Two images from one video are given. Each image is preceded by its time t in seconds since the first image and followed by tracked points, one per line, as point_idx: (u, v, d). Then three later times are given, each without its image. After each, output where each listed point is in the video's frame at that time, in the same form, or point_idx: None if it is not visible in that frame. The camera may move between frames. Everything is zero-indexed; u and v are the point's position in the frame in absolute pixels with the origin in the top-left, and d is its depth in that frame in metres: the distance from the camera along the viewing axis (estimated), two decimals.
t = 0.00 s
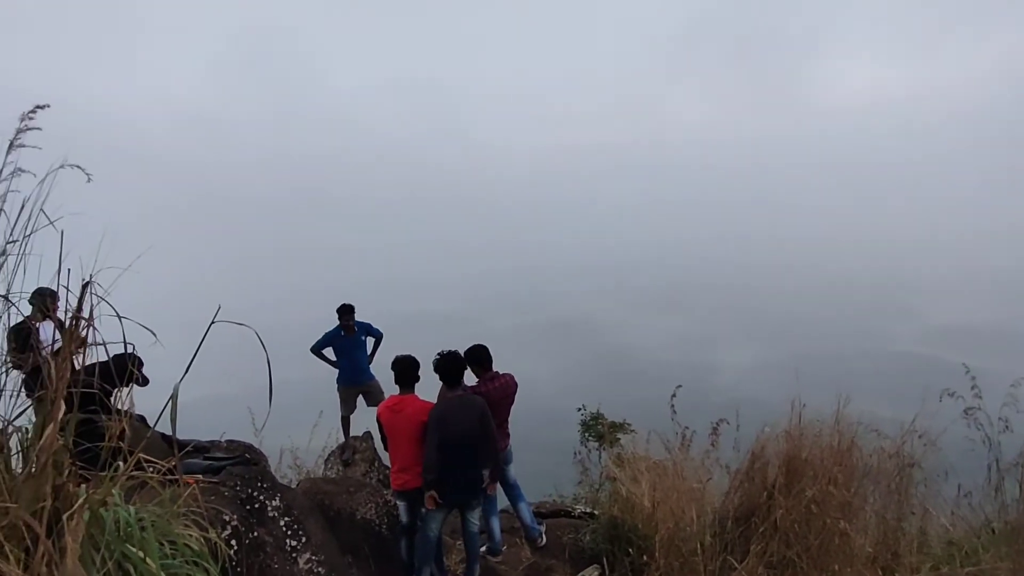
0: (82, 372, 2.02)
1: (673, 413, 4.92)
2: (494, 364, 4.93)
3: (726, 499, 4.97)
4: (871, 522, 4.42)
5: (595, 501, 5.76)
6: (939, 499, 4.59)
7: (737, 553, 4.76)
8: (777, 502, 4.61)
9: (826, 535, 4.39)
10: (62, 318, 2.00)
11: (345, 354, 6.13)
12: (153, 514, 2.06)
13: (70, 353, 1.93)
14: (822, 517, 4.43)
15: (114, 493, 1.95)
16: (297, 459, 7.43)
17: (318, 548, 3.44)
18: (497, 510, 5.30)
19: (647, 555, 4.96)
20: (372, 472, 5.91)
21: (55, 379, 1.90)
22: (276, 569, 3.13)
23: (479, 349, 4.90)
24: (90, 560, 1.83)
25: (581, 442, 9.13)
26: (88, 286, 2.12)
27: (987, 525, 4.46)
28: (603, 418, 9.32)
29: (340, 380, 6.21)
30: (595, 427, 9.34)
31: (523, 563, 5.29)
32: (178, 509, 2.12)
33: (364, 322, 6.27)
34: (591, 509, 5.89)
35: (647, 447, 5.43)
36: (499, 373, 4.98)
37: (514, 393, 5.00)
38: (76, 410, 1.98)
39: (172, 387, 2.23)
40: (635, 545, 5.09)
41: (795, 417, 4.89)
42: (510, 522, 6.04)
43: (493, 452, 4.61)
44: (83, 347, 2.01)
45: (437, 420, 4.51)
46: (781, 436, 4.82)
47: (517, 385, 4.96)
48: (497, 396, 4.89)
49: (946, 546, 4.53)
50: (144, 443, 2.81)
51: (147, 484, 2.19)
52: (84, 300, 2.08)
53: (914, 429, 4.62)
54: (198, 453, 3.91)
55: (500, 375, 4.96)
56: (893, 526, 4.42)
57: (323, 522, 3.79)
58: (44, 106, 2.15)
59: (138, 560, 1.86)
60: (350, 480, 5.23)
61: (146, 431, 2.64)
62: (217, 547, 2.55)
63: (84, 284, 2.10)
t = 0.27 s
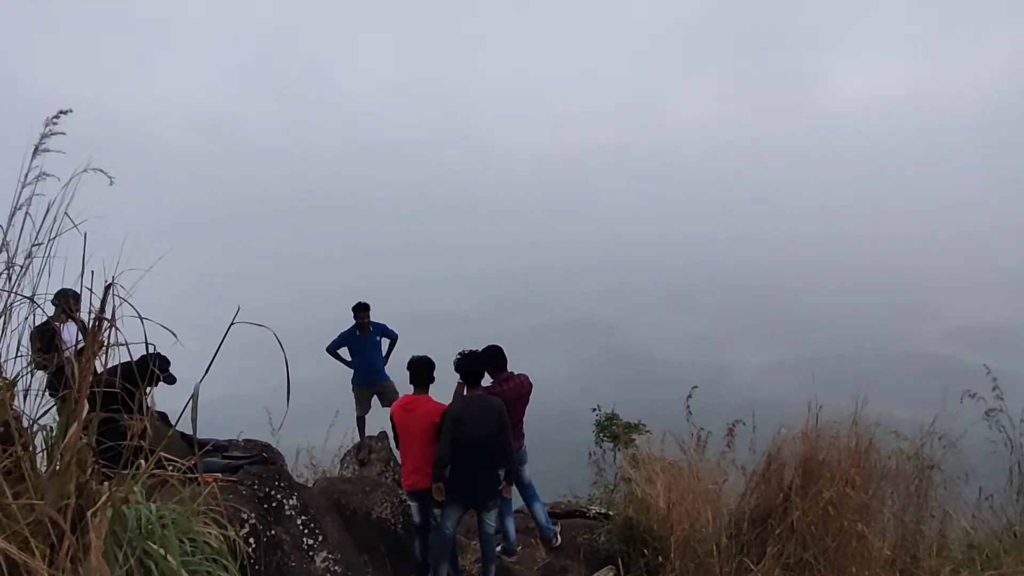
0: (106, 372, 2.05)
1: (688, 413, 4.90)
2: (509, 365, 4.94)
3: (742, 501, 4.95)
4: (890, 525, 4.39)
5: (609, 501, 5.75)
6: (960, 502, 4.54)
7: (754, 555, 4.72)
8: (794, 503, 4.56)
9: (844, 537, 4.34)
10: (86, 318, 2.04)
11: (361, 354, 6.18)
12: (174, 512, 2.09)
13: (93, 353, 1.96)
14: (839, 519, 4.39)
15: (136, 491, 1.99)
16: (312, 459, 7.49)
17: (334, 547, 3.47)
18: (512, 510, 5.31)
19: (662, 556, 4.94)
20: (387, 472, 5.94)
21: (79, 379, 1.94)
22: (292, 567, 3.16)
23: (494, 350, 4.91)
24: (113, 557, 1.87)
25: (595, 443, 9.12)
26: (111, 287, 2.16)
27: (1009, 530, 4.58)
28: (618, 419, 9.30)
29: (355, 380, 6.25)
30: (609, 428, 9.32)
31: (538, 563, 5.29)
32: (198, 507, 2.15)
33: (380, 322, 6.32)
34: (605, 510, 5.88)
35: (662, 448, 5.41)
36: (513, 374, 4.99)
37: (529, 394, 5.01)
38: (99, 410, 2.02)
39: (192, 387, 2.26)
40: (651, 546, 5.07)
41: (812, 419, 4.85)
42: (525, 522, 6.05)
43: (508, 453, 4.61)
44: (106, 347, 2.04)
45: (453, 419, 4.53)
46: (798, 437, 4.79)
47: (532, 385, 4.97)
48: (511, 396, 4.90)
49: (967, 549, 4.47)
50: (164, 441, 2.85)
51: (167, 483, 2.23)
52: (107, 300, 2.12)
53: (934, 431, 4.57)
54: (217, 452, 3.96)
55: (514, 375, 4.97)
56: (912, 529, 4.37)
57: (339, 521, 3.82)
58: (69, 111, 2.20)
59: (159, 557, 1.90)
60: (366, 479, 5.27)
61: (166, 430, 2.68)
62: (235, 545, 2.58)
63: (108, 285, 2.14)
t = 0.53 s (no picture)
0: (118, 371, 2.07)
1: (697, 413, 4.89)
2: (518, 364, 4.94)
3: (752, 501, 4.95)
4: (901, 525, 4.35)
5: (619, 501, 5.75)
6: (972, 502, 4.50)
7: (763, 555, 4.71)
8: (804, 503, 4.53)
9: (855, 537, 4.32)
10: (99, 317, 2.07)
11: (370, 354, 6.20)
12: (186, 510, 2.11)
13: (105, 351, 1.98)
14: (850, 518, 4.36)
15: (149, 488, 2.01)
16: (322, 458, 7.53)
17: (344, 545, 3.48)
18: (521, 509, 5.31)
19: (672, 556, 4.92)
20: (397, 472, 5.96)
21: (91, 377, 1.96)
22: (303, 565, 3.17)
23: (503, 349, 4.92)
24: (126, 554, 1.89)
25: (605, 443, 9.11)
26: (124, 287, 2.18)
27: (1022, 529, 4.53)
28: (627, 419, 9.28)
29: (364, 379, 6.28)
30: (618, 428, 9.31)
31: (548, 563, 5.29)
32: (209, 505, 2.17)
33: (389, 322, 6.34)
34: (615, 510, 5.87)
35: (671, 448, 5.40)
36: (523, 373, 5.00)
37: (538, 393, 5.01)
38: (112, 408, 2.04)
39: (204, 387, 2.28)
40: (660, 546, 5.06)
41: (822, 419, 4.83)
42: (534, 522, 6.05)
43: (517, 453, 4.61)
44: (118, 346, 2.06)
45: (464, 417, 4.55)
46: (808, 437, 4.77)
47: (540, 385, 4.98)
48: (520, 396, 4.90)
49: (979, 550, 4.42)
50: (175, 440, 2.87)
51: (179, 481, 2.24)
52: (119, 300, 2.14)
53: (946, 431, 4.53)
54: (227, 451, 3.98)
55: (524, 375, 4.97)
56: (923, 529, 4.35)
57: (349, 520, 3.84)
58: (80, 111, 2.23)
59: (171, 555, 1.91)
60: (375, 478, 5.29)
61: (178, 429, 2.70)
62: (246, 543, 2.60)
63: (120, 285, 2.16)
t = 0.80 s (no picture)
0: (120, 370, 2.08)
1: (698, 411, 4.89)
2: (520, 362, 4.94)
3: (754, 499, 4.94)
4: (904, 522, 4.35)
5: (621, 499, 5.75)
6: (974, 499, 4.49)
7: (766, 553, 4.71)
8: (806, 500, 4.53)
9: (857, 535, 4.32)
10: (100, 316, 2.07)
11: (371, 352, 6.20)
12: (188, 508, 2.11)
13: (106, 350, 1.98)
14: (853, 515, 4.36)
15: (151, 487, 2.01)
16: (325, 458, 7.54)
17: (346, 544, 3.49)
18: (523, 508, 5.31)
19: (674, 554, 4.92)
20: (399, 470, 5.96)
21: (93, 376, 1.96)
22: (306, 564, 3.17)
23: (505, 347, 4.92)
24: (129, 552, 1.89)
25: (607, 441, 9.11)
26: (125, 286, 2.18)
27: None
28: (629, 417, 9.28)
29: (366, 378, 6.28)
30: (620, 426, 9.31)
31: (550, 561, 5.29)
32: (211, 504, 2.17)
33: (390, 321, 6.34)
34: (617, 508, 5.87)
35: (673, 446, 5.40)
36: (524, 371, 5.00)
37: (539, 391, 5.01)
38: (114, 407, 2.04)
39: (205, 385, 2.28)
40: (663, 544, 5.05)
41: (824, 416, 4.83)
42: (536, 520, 6.06)
43: (517, 452, 4.59)
44: (119, 345, 2.06)
45: (464, 416, 4.56)
46: (810, 435, 4.77)
47: (543, 382, 4.98)
48: (522, 394, 4.90)
49: (982, 547, 4.39)
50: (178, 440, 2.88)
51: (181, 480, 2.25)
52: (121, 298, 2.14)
53: (948, 428, 4.53)
54: (230, 450, 3.99)
55: (525, 373, 4.97)
56: (926, 526, 4.34)
57: (352, 519, 3.84)
58: (79, 109, 2.24)
59: (174, 553, 1.92)
60: (378, 477, 5.30)
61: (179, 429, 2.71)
62: (249, 541, 2.60)
63: (121, 283, 2.16)
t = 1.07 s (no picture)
0: (114, 367, 2.07)
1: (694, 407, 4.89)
2: (516, 359, 4.94)
3: (750, 494, 4.96)
4: (898, 517, 4.37)
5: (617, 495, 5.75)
6: (968, 494, 4.50)
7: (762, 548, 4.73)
8: (802, 496, 4.56)
9: (852, 529, 4.34)
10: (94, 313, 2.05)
11: (367, 350, 6.19)
12: (184, 505, 2.11)
13: (100, 347, 1.97)
14: (848, 510, 4.38)
15: (145, 484, 2.00)
16: (321, 456, 7.53)
17: (343, 541, 3.49)
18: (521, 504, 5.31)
19: (670, 549, 4.93)
20: (395, 468, 5.95)
21: (87, 374, 1.95)
22: (302, 561, 3.16)
23: (501, 344, 4.92)
24: (123, 550, 1.88)
25: (603, 438, 9.12)
26: (119, 282, 2.16)
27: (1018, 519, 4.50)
28: (626, 414, 9.29)
29: (361, 376, 6.27)
30: (617, 422, 9.33)
31: (547, 557, 5.30)
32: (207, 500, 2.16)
33: (386, 318, 6.33)
34: (614, 504, 5.88)
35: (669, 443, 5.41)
36: (521, 368, 5.00)
37: (536, 387, 5.02)
38: (108, 404, 2.03)
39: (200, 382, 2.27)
40: (659, 540, 5.06)
41: (819, 412, 4.84)
42: (533, 517, 6.06)
43: (507, 449, 4.58)
44: (114, 341, 2.05)
45: (455, 414, 4.54)
46: (806, 431, 4.78)
47: (540, 379, 4.98)
48: (518, 390, 4.90)
49: (976, 541, 4.40)
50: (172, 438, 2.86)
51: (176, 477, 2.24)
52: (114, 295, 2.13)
53: (942, 423, 4.55)
54: (225, 448, 3.97)
55: (522, 369, 4.97)
56: (920, 520, 4.36)
57: (348, 516, 3.84)
58: (71, 103, 2.23)
59: (169, 550, 1.91)
60: (374, 474, 5.29)
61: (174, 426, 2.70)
62: (245, 539, 2.59)
63: (115, 279, 2.15)
